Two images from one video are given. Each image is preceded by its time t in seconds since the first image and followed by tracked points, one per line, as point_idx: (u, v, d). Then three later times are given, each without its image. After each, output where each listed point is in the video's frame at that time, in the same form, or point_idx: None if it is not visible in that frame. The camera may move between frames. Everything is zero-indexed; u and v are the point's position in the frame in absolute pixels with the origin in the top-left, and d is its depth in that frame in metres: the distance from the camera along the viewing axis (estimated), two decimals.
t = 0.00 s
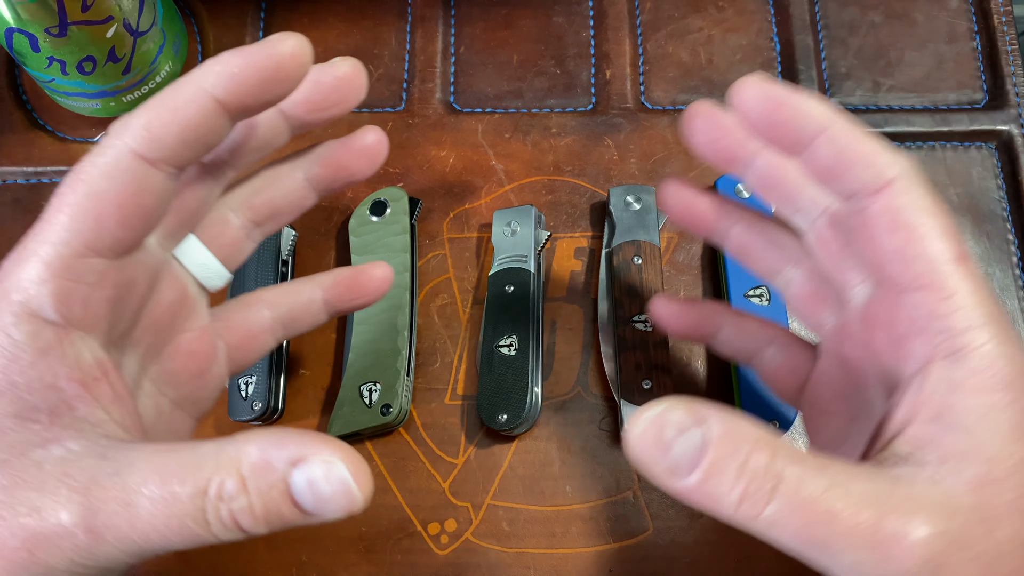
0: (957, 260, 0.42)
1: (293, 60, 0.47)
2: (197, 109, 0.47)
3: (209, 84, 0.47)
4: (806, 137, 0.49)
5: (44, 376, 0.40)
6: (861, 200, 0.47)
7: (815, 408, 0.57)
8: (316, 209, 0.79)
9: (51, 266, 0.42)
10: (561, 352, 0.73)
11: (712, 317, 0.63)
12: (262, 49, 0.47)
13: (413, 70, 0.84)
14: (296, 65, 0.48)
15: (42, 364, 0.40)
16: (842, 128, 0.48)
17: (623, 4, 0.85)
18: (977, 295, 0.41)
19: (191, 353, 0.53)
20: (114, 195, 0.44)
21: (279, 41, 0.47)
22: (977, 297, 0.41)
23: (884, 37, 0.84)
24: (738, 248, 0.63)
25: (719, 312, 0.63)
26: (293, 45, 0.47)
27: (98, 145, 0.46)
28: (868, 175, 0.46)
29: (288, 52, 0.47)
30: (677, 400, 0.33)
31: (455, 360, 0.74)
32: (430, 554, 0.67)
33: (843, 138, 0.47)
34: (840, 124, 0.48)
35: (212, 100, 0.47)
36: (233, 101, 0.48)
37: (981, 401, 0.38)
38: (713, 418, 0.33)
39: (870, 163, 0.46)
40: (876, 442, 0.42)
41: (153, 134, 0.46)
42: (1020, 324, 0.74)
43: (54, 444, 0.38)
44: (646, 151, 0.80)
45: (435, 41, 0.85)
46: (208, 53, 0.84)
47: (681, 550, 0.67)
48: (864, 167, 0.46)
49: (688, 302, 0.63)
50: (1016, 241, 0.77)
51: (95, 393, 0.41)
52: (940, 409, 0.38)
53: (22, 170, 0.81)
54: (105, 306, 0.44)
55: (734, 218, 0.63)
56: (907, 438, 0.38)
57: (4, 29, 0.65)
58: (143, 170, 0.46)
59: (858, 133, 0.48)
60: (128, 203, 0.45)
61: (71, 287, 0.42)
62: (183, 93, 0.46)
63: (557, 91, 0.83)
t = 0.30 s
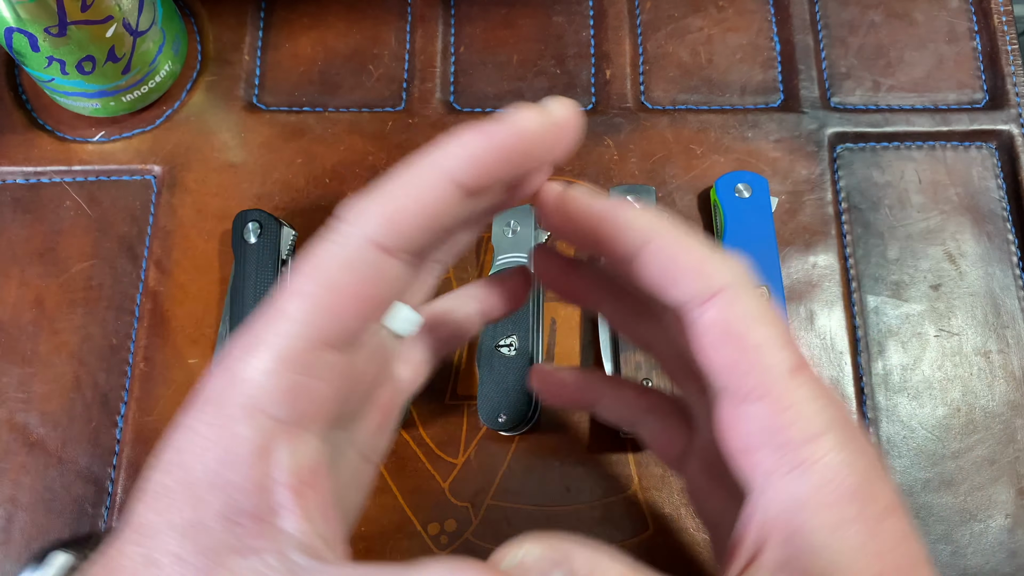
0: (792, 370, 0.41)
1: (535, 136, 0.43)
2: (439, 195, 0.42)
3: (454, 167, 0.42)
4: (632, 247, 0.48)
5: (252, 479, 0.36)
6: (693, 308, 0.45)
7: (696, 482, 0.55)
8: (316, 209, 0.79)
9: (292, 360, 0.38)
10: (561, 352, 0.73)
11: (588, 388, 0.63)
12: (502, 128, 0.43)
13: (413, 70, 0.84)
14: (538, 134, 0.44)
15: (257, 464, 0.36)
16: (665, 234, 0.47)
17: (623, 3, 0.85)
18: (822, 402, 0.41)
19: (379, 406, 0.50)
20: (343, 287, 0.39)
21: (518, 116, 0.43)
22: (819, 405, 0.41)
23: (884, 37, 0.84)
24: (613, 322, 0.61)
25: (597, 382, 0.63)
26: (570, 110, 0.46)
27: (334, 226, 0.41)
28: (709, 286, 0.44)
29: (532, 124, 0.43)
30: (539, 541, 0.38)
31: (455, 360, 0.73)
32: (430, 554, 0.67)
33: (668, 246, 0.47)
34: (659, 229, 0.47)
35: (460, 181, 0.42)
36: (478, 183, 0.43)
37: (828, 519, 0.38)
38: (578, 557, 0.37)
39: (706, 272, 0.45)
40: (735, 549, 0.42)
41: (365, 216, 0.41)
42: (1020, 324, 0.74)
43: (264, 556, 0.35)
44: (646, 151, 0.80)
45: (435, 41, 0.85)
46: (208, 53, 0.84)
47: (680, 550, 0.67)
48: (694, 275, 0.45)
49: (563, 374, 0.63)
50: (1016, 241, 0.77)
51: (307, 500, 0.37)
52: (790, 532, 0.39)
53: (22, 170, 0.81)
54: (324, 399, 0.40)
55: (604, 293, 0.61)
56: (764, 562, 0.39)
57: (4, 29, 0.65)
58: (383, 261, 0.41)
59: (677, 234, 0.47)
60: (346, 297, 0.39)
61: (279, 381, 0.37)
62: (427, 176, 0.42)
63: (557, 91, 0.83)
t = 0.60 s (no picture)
0: (737, 418, 0.42)
1: (618, 192, 0.38)
2: (520, 251, 0.38)
3: (533, 222, 0.38)
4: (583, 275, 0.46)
5: (329, 530, 0.38)
6: (640, 349, 0.45)
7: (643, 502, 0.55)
8: (316, 209, 0.79)
9: (364, 419, 0.38)
10: (561, 352, 0.73)
11: (550, 401, 0.59)
12: (585, 180, 0.37)
13: (412, 70, 0.84)
14: (619, 188, 0.38)
15: (332, 516, 0.38)
16: (617, 261, 0.46)
17: (623, 2, 0.85)
18: (767, 450, 0.42)
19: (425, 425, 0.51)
20: (416, 352, 0.38)
21: (604, 167, 0.38)
22: (762, 453, 0.42)
23: (885, 37, 0.84)
24: (569, 337, 0.59)
25: (558, 395, 0.59)
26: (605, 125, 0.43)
27: (416, 279, 0.39)
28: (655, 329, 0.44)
29: (614, 176, 0.38)
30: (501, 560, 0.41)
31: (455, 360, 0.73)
32: (429, 555, 0.67)
33: (617, 280, 0.46)
34: (614, 257, 0.46)
35: (539, 238, 0.38)
36: (558, 239, 0.39)
37: (769, 566, 0.40)
38: None
39: (654, 315, 0.45)
40: None
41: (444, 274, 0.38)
42: (1021, 323, 0.74)
43: None
44: (646, 150, 0.80)
45: (434, 40, 0.84)
46: (207, 52, 0.84)
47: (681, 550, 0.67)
48: (642, 316, 0.45)
49: (527, 384, 0.58)
50: (1018, 241, 0.77)
51: (370, 548, 0.39)
52: None
53: (20, 169, 0.80)
54: (395, 452, 0.41)
55: (560, 304, 0.57)
56: None
57: (3, 28, 0.65)
58: (464, 319, 0.39)
59: (628, 266, 0.46)
60: (418, 362, 0.39)
61: (357, 438, 0.38)
62: (506, 233, 0.38)
63: (557, 90, 0.82)
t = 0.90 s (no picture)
0: (767, 390, 0.42)
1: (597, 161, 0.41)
2: (496, 217, 0.39)
3: (513, 194, 0.40)
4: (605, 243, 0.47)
5: (300, 508, 0.37)
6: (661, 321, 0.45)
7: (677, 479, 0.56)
8: (315, 209, 0.79)
9: (331, 389, 0.37)
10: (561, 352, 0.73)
11: (575, 369, 0.65)
12: (563, 152, 0.40)
13: (412, 69, 0.83)
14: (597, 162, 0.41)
15: (304, 493, 0.37)
16: (636, 235, 0.46)
17: (624, 2, 0.85)
18: (795, 419, 0.42)
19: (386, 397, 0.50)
20: (390, 312, 0.38)
21: (580, 140, 0.41)
22: (792, 425, 0.41)
23: (886, 36, 0.83)
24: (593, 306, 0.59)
25: (585, 365, 0.64)
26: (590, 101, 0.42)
27: (386, 249, 0.39)
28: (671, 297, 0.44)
29: (592, 147, 0.41)
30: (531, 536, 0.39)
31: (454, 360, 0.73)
32: (430, 555, 0.67)
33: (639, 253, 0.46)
34: (634, 229, 0.47)
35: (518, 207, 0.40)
36: (533, 209, 0.41)
37: (797, 540, 0.40)
38: None
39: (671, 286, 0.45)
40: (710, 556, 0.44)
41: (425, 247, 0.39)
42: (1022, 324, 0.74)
43: None
44: (647, 150, 0.80)
45: (434, 40, 0.84)
46: (206, 52, 0.84)
47: (681, 550, 0.67)
48: (663, 285, 0.45)
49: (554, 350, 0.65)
50: (1018, 241, 0.76)
51: (346, 525, 0.39)
52: (759, 551, 0.41)
53: (20, 169, 0.80)
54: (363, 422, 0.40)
55: (582, 277, 0.57)
56: None
57: (2, 28, 0.65)
58: (432, 287, 0.39)
59: (650, 240, 0.46)
60: (393, 326, 0.38)
61: (326, 411, 0.37)
62: (484, 197, 0.39)
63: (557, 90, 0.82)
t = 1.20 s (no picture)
0: (896, 289, 0.42)
1: (351, 18, 0.50)
2: (272, 80, 0.49)
3: (283, 57, 0.49)
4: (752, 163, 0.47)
5: (90, 396, 0.37)
6: (798, 216, 0.45)
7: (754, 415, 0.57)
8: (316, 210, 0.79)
9: (117, 263, 0.42)
10: (562, 352, 0.73)
11: (672, 288, 0.64)
12: (299, 27, 0.49)
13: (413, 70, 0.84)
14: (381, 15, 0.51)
15: (93, 381, 0.38)
16: (783, 132, 0.46)
17: (623, 3, 0.85)
18: (919, 324, 0.42)
19: (264, 326, 0.56)
20: (174, 191, 0.45)
21: None
22: (915, 327, 0.42)
23: (885, 37, 0.84)
24: (703, 227, 0.62)
25: (683, 286, 0.64)
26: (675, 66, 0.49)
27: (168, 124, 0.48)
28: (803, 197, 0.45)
29: None
30: (630, 438, 0.33)
31: (455, 361, 0.73)
32: (430, 554, 0.67)
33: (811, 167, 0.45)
34: (781, 124, 0.46)
35: (290, 66, 0.49)
36: (308, 71, 0.50)
37: (919, 435, 0.38)
38: (667, 452, 0.33)
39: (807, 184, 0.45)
40: (816, 464, 0.42)
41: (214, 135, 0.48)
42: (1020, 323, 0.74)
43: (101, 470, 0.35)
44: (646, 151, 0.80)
45: (435, 41, 0.84)
46: (208, 53, 0.84)
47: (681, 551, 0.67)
48: (805, 181, 0.45)
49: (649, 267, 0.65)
50: (1016, 241, 0.77)
51: (138, 417, 0.37)
52: (873, 446, 0.39)
53: (22, 170, 0.81)
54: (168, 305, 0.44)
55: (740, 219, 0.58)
56: (844, 478, 0.39)
57: (4, 29, 0.65)
58: (207, 154, 0.47)
59: (793, 136, 0.46)
60: (197, 198, 0.46)
61: (110, 284, 0.42)
62: (257, 68, 0.49)
63: (558, 91, 0.83)
